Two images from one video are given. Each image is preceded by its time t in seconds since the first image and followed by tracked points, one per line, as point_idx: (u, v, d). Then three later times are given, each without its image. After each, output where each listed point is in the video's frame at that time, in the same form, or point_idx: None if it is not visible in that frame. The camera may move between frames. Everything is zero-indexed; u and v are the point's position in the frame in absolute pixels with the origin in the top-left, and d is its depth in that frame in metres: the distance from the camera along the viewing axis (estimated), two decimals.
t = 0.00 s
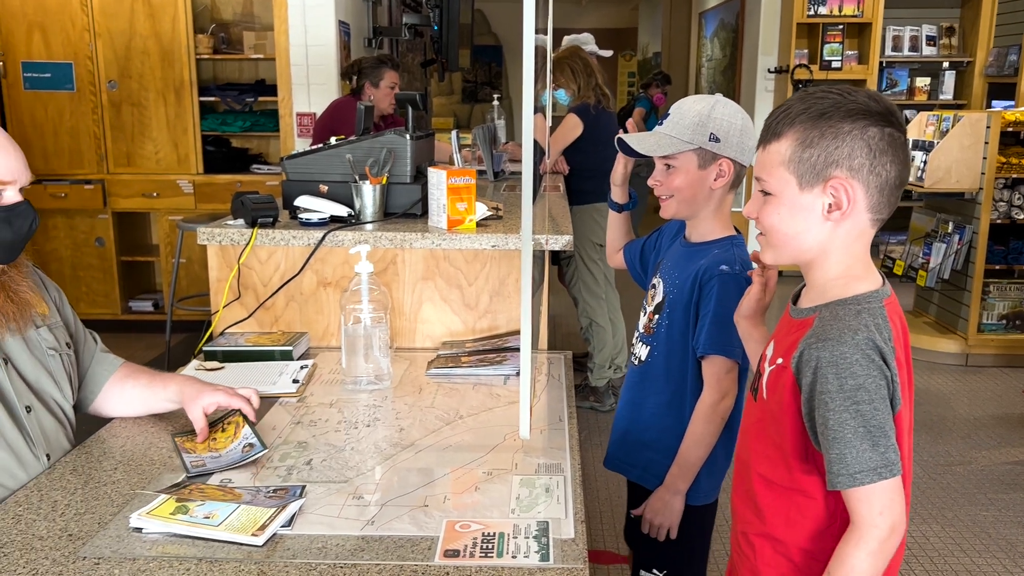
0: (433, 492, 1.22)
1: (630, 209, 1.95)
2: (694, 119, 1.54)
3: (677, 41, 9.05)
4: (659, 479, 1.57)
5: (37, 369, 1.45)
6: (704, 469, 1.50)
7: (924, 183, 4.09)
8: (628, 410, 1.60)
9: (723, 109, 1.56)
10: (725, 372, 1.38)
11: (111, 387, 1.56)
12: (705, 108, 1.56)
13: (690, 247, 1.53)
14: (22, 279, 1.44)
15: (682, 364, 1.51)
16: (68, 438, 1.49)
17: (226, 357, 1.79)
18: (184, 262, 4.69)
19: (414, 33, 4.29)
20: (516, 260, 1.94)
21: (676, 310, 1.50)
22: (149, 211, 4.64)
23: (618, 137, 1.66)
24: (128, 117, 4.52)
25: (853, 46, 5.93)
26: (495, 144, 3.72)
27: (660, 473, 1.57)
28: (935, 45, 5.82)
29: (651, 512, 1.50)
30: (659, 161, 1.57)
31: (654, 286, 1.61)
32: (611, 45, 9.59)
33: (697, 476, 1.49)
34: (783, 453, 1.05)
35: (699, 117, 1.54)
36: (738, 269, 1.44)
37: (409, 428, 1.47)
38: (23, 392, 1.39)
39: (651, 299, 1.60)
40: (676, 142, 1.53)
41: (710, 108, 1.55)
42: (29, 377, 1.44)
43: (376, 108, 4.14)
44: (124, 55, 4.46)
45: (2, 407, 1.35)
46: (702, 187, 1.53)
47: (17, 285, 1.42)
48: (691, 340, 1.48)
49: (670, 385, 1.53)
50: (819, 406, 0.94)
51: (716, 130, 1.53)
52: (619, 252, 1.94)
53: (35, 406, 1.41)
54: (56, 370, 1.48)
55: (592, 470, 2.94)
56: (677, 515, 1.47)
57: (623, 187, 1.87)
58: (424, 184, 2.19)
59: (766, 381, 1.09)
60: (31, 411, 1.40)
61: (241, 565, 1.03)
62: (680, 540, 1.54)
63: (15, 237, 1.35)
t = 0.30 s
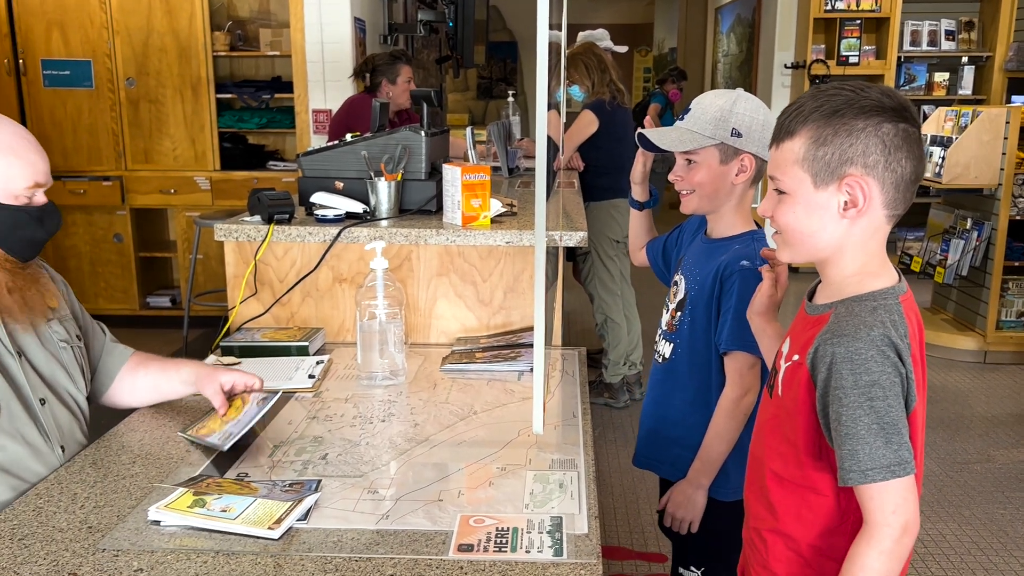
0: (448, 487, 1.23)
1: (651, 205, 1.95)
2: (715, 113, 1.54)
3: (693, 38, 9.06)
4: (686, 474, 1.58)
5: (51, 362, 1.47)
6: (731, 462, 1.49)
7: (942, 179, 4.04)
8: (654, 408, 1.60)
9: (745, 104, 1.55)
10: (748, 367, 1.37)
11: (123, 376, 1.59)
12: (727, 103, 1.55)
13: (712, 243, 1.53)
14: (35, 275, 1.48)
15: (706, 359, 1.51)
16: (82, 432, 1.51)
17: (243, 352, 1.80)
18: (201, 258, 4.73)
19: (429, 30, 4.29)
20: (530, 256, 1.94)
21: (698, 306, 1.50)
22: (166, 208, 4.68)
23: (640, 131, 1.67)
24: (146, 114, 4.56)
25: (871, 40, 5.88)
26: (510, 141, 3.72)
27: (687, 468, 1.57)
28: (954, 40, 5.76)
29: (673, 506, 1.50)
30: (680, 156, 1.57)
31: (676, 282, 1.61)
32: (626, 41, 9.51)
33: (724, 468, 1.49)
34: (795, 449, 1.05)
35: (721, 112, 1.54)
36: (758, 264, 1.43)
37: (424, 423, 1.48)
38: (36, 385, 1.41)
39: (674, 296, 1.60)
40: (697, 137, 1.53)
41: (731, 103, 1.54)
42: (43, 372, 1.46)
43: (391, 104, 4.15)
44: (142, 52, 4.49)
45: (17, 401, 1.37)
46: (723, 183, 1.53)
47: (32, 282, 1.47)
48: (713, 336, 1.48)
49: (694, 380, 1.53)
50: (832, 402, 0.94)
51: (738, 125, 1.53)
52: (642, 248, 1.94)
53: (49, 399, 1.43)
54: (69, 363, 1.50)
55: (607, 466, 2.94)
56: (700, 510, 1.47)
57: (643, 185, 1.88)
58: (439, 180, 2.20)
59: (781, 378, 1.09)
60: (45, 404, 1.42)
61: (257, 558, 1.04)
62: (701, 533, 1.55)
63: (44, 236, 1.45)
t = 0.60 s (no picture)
0: (461, 482, 1.23)
1: (665, 202, 1.94)
2: (728, 109, 1.53)
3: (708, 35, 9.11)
4: (703, 472, 1.58)
5: (64, 355, 1.51)
6: (749, 459, 1.49)
7: (959, 174, 4.01)
8: (671, 406, 1.60)
9: (757, 100, 1.54)
10: (764, 364, 1.37)
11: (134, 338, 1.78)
12: (739, 99, 1.55)
13: (726, 240, 1.52)
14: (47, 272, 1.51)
15: (722, 356, 1.51)
16: (98, 426, 1.53)
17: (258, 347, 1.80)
18: (217, 254, 4.76)
19: (443, 26, 4.29)
20: (543, 252, 1.94)
21: (713, 303, 1.50)
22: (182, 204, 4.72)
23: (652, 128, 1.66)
24: (162, 111, 4.59)
25: (887, 35, 5.84)
26: (524, 137, 3.72)
27: (704, 466, 1.57)
28: (971, 34, 5.71)
29: (695, 505, 1.50)
30: (694, 153, 1.57)
31: (692, 280, 1.61)
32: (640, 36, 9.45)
33: (742, 466, 1.48)
34: (814, 447, 1.05)
35: (733, 108, 1.53)
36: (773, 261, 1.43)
37: (437, 419, 1.48)
38: (52, 378, 1.44)
39: (689, 293, 1.60)
40: (709, 133, 1.53)
41: (744, 99, 1.53)
42: (58, 365, 1.50)
43: (405, 100, 4.16)
44: (158, 50, 4.52)
45: (35, 393, 1.40)
46: (736, 179, 1.52)
47: (45, 278, 1.49)
48: (729, 334, 1.48)
49: (710, 378, 1.53)
50: (850, 397, 0.94)
51: (751, 120, 1.52)
52: (657, 245, 1.93)
53: (65, 392, 1.45)
54: (81, 355, 1.54)
55: (620, 462, 2.94)
56: (720, 509, 1.47)
57: (658, 180, 1.88)
58: (452, 177, 2.20)
59: (798, 375, 1.09)
60: (62, 396, 1.45)
61: (273, 551, 1.05)
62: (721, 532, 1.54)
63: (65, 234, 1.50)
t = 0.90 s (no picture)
0: (473, 478, 1.24)
1: (674, 197, 1.94)
2: (736, 107, 1.53)
3: (721, 30, 9.04)
4: (702, 468, 1.58)
5: (79, 351, 1.52)
6: (749, 458, 1.49)
7: (974, 170, 3.97)
8: (673, 401, 1.60)
9: (765, 97, 1.54)
10: (769, 362, 1.37)
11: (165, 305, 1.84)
12: (747, 96, 1.54)
13: (734, 237, 1.52)
14: (63, 269, 1.52)
15: (726, 353, 1.50)
16: (113, 421, 1.55)
17: (271, 343, 1.83)
18: (231, 251, 4.79)
19: (455, 23, 4.29)
20: (555, 249, 1.94)
21: (719, 300, 1.50)
22: (196, 201, 4.74)
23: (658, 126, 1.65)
24: (175, 109, 4.62)
25: (902, 30, 5.80)
26: (536, 134, 3.71)
27: (704, 462, 1.57)
28: (987, 29, 5.66)
29: (695, 501, 1.50)
30: (701, 152, 1.56)
31: (698, 275, 1.61)
32: (653, 32, 9.39)
33: (742, 465, 1.48)
34: (830, 445, 1.05)
35: (741, 105, 1.53)
36: (780, 258, 1.42)
37: (449, 415, 1.49)
38: (68, 373, 1.45)
39: (695, 289, 1.60)
40: (716, 131, 1.52)
41: (751, 97, 1.53)
42: (73, 361, 1.51)
43: (417, 97, 4.17)
44: (171, 48, 4.55)
45: (51, 389, 1.41)
46: (744, 177, 1.52)
47: (60, 273, 1.50)
48: (735, 330, 1.47)
49: (713, 373, 1.53)
50: (864, 393, 0.93)
51: (758, 118, 1.52)
52: (664, 241, 1.93)
53: (81, 387, 1.47)
54: (94, 351, 1.55)
55: (632, 459, 2.93)
56: (722, 505, 1.47)
57: (667, 176, 1.86)
58: (465, 173, 2.21)
59: (813, 372, 1.08)
60: (78, 392, 1.46)
61: (286, 546, 1.06)
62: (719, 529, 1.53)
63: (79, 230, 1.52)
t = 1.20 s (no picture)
0: (484, 474, 1.24)
1: (684, 193, 1.93)
2: (744, 104, 1.53)
3: (732, 27, 9.01)
4: (698, 462, 1.58)
5: (95, 349, 1.54)
6: (744, 456, 1.49)
7: (988, 166, 3.94)
8: (671, 394, 1.60)
9: (775, 95, 1.53)
10: (770, 360, 1.37)
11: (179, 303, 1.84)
12: (757, 94, 1.54)
13: (740, 234, 1.52)
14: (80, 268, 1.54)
15: (727, 350, 1.50)
16: (128, 417, 1.56)
17: (284, 340, 1.84)
18: (242, 248, 4.82)
19: (465, 20, 4.29)
20: (565, 246, 1.94)
21: (723, 296, 1.50)
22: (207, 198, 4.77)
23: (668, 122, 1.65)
24: (187, 107, 4.64)
25: (914, 26, 5.77)
26: (546, 131, 3.71)
27: (700, 456, 1.57)
28: (1000, 24, 5.61)
29: (687, 492, 1.51)
30: (710, 149, 1.56)
31: (703, 271, 1.61)
32: (664, 29, 9.35)
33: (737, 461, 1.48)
34: (839, 444, 1.05)
35: (750, 103, 1.52)
36: (787, 256, 1.42)
37: (460, 411, 1.49)
38: (84, 371, 1.47)
39: (700, 284, 1.59)
40: (725, 127, 1.52)
41: (761, 94, 1.52)
42: (88, 358, 1.52)
43: (427, 94, 4.18)
44: (183, 46, 4.57)
45: (66, 386, 1.43)
46: (752, 175, 1.52)
47: (78, 272, 1.52)
48: (737, 327, 1.47)
49: (714, 369, 1.53)
50: (874, 392, 0.93)
51: (767, 115, 1.51)
52: (674, 238, 1.93)
53: (96, 385, 1.48)
54: (110, 350, 1.57)
55: (642, 456, 2.93)
56: (712, 499, 1.48)
57: (679, 171, 1.84)
58: (475, 171, 2.21)
59: (822, 370, 1.08)
60: (93, 389, 1.47)
61: (298, 542, 1.07)
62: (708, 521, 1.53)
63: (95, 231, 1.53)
